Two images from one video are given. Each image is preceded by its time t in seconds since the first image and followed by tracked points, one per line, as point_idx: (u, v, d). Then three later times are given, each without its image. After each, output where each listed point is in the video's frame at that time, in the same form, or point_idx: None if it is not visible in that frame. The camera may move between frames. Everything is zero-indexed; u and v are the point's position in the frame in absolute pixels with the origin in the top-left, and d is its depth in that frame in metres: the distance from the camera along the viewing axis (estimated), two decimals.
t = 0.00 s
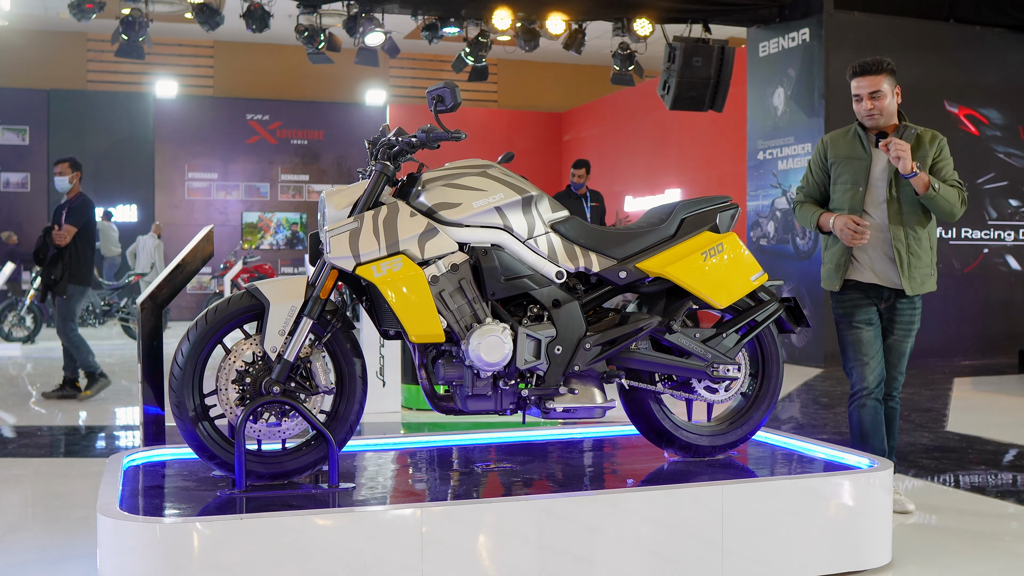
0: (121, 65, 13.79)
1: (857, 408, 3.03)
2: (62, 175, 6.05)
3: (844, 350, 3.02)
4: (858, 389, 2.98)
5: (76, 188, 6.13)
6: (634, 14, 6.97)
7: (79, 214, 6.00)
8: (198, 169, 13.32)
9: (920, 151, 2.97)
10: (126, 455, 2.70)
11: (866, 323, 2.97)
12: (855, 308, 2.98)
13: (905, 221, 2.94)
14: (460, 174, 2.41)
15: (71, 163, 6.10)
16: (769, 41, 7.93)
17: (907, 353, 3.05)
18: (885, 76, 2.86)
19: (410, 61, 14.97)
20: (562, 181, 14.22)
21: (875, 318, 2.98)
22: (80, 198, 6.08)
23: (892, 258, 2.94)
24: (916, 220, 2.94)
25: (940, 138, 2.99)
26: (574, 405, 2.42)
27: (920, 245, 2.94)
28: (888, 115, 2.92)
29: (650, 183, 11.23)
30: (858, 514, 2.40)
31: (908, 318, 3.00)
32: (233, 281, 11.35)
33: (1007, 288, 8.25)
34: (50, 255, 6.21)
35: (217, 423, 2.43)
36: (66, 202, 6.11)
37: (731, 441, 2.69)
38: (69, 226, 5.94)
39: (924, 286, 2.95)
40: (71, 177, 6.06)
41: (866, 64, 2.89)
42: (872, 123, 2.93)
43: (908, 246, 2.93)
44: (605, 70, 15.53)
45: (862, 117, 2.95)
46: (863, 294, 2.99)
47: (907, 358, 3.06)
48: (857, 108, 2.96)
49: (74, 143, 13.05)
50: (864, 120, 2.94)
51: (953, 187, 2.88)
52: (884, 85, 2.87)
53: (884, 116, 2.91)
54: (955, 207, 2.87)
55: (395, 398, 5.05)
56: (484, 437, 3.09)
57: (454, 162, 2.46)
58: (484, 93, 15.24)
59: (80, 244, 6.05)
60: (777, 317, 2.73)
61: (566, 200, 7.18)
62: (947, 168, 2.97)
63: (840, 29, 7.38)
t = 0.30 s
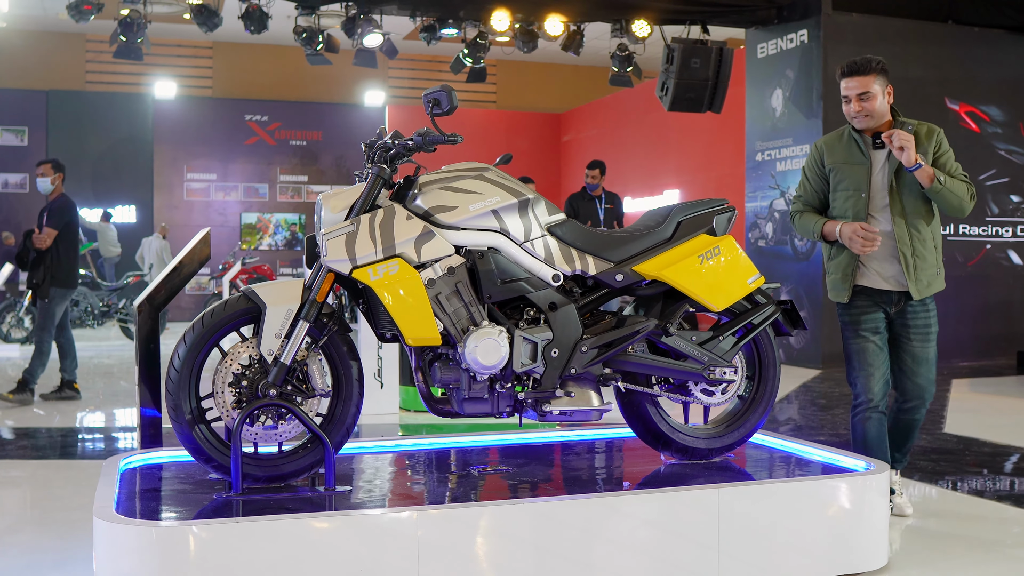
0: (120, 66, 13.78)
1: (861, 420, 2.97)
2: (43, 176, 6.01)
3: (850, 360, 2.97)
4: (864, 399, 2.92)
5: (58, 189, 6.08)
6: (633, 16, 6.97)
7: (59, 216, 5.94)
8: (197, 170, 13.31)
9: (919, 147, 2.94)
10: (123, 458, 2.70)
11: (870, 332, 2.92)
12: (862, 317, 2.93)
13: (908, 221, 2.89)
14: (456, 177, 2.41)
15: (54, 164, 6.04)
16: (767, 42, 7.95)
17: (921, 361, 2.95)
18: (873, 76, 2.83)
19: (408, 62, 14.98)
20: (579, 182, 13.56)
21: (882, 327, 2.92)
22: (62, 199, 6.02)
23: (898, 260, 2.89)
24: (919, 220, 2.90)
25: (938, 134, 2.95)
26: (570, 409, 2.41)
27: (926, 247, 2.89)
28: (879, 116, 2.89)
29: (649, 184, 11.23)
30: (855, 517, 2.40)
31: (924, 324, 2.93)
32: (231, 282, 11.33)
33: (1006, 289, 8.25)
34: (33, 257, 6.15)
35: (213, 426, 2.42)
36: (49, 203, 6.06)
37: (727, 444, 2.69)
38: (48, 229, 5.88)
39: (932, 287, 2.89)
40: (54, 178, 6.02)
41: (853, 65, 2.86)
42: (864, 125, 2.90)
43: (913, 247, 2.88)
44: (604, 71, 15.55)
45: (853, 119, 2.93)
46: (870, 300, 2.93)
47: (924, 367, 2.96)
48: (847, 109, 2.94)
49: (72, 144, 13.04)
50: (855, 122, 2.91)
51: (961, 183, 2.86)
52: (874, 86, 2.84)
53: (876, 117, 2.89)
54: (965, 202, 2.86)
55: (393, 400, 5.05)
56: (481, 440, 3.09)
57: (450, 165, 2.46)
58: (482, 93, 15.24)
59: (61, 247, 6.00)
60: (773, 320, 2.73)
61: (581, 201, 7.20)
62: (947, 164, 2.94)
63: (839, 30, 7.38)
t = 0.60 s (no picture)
0: (118, 67, 13.76)
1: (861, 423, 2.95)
2: (25, 177, 6.00)
3: (847, 366, 2.98)
4: (858, 404, 2.93)
5: (41, 190, 6.05)
6: (631, 16, 6.97)
7: (34, 220, 5.83)
8: (195, 171, 13.31)
9: (908, 144, 2.83)
10: (121, 459, 2.71)
11: (855, 336, 2.92)
12: (852, 321, 2.91)
13: (904, 220, 2.80)
14: (452, 180, 2.42)
15: (37, 165, 6.02)
16: (765, 43, 7.96)
17: (918, 357, 2.80)
18: (855, 70, 2.75)
19: (407, 63, 14.99)
20: (594, 183, 12.92)
21: (874, 331, 2.89)
22: (39, 201, 5.92)
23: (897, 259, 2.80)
24: (916, 219, 2.79)
25: (934, 129, 2.84)
26: (568, 411, 2.42)
27: (925, 247, 2.79)
28: (865, 111, 2.81)
29: (647, 185, 11.24)
30: (852, 519, 2.40)
31: (923, 316, 2.79)
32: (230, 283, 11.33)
33: (1004, 290, 8.26)
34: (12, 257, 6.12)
35: (211, 428, 2.43)
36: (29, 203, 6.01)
37: (724, 446, 2.70)
38: (21, 232, 5.79)
39: (940, 286, 2.78)
40: (35, 179, 6.00)
41: (835, 61, 2.79)
42: (848, 122, 2.83)
43: (911, 246, 2.78)
44: (602, 72, 15.55)
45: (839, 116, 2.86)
46: (865, 301, 2.89)
47: (925, 363, 2.79)
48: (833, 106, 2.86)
49: (71, 145, 13.03)
50: (841, 118, 2.84)
51: (960, 195, 2.81)
52: (859, 81, 2.76)
53: (861, 113, 2.81)
54: (965, 214, 2.82)
55: (391, 401, 5.06)
56: (480, 442, 3.09)
57: (447, 167, 2.46)
58: (481, 94, 15.25)
59: (36, 249, 5.92)
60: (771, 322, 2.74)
61: (594, 200, 6.98)
62: (942, 165, 2.85)
63: (837, 31, 7.39)
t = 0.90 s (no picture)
0: (115, 67, 13.75)
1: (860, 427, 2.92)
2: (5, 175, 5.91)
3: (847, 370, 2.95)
4: (855, 408, 2.89)
5: (19, 189, 5.97)
6: (629, 17, 6.97)
7: (15, 219, 5.71)
8: (193, 171, 13.30)
9: (909, 148, 2.72)
10: (120, 460, 2.71)
11: (849, 341, 2.88)
12: (847, 326, 2.87)
13: (898, 226, 2.70)
14: (451, 181, 2.42)
15: (15, 164, 5.93)
16: (763, 44, 7.97)
17: (908, 365, 2.69)
18: (857, 70, 2.66)
19: (405, 63, 14.99)
20: (604, 181, 12.47)
21: (870, 337, 2.85)
22: (20, 200, 5.78)
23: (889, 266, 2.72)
24: (911, 225, 2.68)
25: (946, 129, 2.69)
26: (565, 412, 2.43)
27: (919, 253, 2.67)
28: (868, 112, 2.72)
29: (645, 185, 11.25)
30: (847, 520, 2.41)
31: (911, 325, 2.69)
32: (228, 284, 11.32)
33: (1002, 290, 8.28)
34: None
35: (209, 429, 2.43)
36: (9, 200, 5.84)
37: (721, 447, 2.71)
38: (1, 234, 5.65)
39: (935, 295, 2.66)
40: (15, 178, 5.90)
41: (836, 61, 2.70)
42: (852, 122, 2.75)
43: (901, 253, 2.69)
44: (601, 73, 15.58)
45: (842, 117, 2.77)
46: (859, 306, 2.84)
47: (915, 371, 2.68)
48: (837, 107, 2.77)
49: (68, 145, 13.02)
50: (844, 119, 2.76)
51: (967, 199, 2.61)
52: (861, 81, 2.67)
53: (864, 114, 2.72)
54: (976, 218, 2.62)
55: (389, 401, 5.07)
56: (478, 442, 3.10)
57: (445, 169, 2.47)
58: (479, 94, 15.26)
59: (18, 248, 5.80)
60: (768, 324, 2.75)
61: (605, 201, 6.66)
62: (951, 165, 2.68)
63: (834, 33, 7.41)
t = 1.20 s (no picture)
0: (112, 67, 13.74)
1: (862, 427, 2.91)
2: None
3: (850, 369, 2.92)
4: (855, 408, 2.88)
5: None
6: (626, 18, 6.98)
7: None
8: (190, 171, 13.28)
9: (921, 145, 2.62)
10: (117, 462, 2.71)
11: (850, 343, 2.87)
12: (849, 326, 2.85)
13: (905, 228, 2.65)
14: (447, 183, 2.42)
15: None
16: (759, 44, 7.97)
17: (905, 372, 2.65)
18: (891, 63, 2.53)
19: (402, 63, 14.99)
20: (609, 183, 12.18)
21: (872, 339, 2.82)
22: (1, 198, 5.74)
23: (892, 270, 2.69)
24: (916, 228, 2.63)
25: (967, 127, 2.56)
26: (562, 413, 2.43)
27: (923, 257, 2.62)
28: (897, 107, 2.59)
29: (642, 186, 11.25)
30: (843, 521, 2.41)
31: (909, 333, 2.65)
32: (225, 284, 11.32)
33: (998, 290, 8.29)
34: None
35: (206, 430, 2.43)
36: None
37: (717, 448, 2.72)
38: None
39: (937, 303, 2.60)
40: None
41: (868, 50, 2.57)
42: (880, 117, 2.62)
43: (905, 257, 2.64)
44: (598, 74, 15.59)
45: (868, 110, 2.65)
46: (865, 306, 2.83)
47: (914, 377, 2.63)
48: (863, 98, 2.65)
49: (65, 146, 13.01)
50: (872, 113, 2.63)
51: (966, 193, 2.47)
52: (892, 74, 2.54)
53: (892, 109, 2.59)
54: (971, 215, 2.48)
55: (386, 402, 5.07)
56: (475, 443, 3.11)
57: (442, 170, 2.47)
58: (476, 94, 15.26)
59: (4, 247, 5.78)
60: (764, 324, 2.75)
61: (610, 202, 6.66)
62: (963, 162, 2.54)
63: (831, 34, 7.42)
